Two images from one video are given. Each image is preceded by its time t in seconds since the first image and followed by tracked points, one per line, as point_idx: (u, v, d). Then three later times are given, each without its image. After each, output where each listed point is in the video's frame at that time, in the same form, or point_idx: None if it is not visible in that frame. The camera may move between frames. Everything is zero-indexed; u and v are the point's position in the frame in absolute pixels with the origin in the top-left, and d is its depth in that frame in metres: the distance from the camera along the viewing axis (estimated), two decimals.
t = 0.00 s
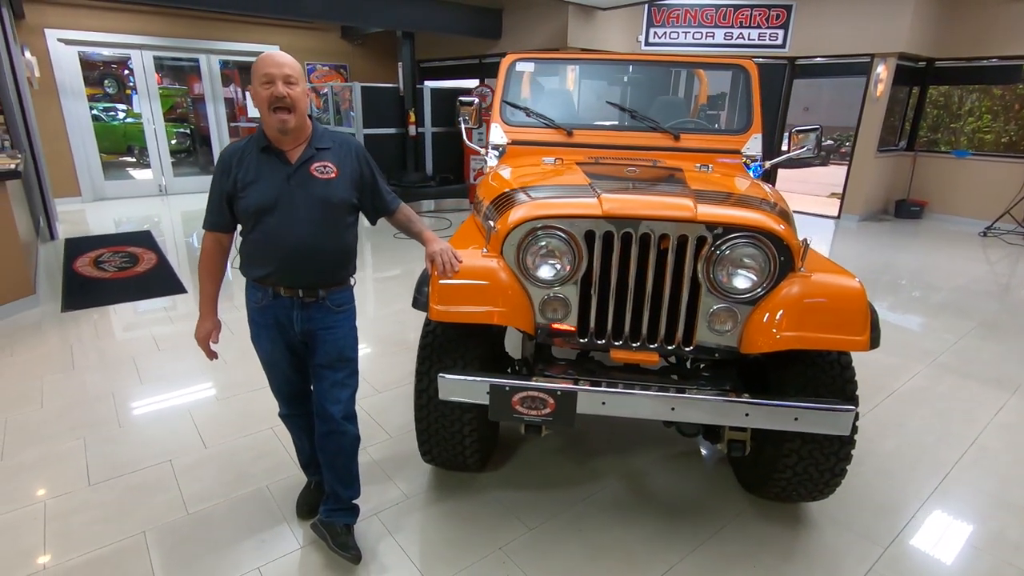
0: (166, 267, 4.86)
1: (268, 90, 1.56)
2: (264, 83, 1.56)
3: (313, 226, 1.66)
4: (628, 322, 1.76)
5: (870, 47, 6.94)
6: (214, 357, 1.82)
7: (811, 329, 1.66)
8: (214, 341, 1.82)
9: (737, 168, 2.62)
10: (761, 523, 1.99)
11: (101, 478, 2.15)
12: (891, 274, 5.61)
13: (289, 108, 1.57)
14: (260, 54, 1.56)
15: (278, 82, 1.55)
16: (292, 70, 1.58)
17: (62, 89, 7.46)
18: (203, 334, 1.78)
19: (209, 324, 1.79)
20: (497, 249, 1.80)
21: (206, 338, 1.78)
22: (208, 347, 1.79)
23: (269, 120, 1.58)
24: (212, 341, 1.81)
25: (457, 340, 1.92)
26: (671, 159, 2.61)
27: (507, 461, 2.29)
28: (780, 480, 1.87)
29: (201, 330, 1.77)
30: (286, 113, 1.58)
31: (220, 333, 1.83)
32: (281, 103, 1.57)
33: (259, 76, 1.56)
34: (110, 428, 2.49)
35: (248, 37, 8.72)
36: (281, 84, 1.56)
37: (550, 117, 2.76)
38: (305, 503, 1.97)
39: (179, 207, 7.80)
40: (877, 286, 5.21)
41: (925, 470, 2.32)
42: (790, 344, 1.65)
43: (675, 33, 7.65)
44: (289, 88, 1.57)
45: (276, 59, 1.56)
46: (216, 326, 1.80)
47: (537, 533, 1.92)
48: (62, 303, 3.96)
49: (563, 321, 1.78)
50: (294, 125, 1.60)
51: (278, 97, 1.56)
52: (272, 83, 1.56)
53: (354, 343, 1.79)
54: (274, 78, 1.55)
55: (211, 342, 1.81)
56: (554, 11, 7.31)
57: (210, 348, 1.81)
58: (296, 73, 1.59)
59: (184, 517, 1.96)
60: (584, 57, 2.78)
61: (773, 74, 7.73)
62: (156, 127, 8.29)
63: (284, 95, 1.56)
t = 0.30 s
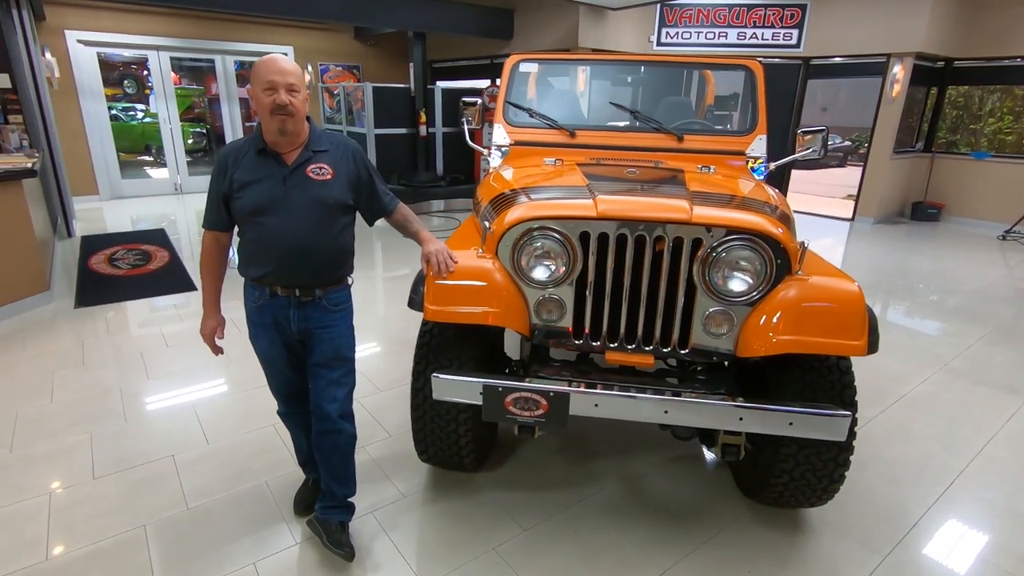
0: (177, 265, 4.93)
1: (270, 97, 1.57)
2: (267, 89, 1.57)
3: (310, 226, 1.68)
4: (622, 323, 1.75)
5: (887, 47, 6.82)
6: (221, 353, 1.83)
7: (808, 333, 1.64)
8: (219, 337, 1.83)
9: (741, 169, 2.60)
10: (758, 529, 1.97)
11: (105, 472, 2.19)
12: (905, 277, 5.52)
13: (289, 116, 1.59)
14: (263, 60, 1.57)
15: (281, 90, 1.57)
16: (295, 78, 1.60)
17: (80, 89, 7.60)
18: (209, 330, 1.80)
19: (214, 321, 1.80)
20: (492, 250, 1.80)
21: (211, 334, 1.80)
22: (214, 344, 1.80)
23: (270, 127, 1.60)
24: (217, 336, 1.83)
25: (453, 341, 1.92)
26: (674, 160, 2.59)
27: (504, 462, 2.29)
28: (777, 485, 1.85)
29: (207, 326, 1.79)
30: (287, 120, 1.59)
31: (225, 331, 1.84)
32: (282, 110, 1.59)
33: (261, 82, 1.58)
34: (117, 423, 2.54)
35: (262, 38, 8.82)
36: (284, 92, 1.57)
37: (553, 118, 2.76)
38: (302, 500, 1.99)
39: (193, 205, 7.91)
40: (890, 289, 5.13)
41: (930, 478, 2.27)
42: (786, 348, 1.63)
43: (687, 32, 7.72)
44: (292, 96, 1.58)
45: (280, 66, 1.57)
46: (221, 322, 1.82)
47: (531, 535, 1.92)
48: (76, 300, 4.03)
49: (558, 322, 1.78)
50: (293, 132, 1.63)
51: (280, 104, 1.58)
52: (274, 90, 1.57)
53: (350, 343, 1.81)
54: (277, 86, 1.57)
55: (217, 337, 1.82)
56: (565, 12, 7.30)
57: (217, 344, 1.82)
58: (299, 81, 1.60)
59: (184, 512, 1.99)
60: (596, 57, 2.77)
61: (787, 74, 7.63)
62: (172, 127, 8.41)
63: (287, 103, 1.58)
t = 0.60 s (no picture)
0: (187, 263, 5.00)
1: (261, 95, 1.61)
2: (258, 88, 1.61)
3: (306, 227, 1.71)
4: (615, 326, 1.76)
5: (900, 47, 6.73)
6: (209, 350, 1.88)
7: (799, 336, 1.63)
8: (209, 335, 1.87)
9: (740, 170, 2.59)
10: (752, 532, 1.97)
11: (108, 466, 2.24)
12: (915, 281, 5.45)
13: (281, 112, 1.62)
14: (255, 60, 1.61)
15: (271, 87, 1.60)
16: (285, 75, 1.62)
17: (96, 89, 7.73)
18: (200, 328, 1.84)
19: (205, 319, 1.84)
20: (486, 251, 1.82)
21: (201, 331, 1.84)
22: (204, 341, 1.85)
23: (263, 124, 1.63)
24: (207, 334, 1.87)
25: (448, 340, 1.95)
26: (673, 161, 2.59)
27: (500, 462, 2.30)
28: (770, 489, 1.85)
29: (197, 324, 1.83)
30: (278, 116, 1.62)
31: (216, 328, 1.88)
32: (274, 107, 1.62)
33: (254, 81, 1.61)
34: (122, 418, 2.59)
35: (274, 39, 8.92)
36: (274, 89, 1.60)
37: (554, 120, 2.76)
38: (298, 496, 2.02)
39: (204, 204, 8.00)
40: (900, 293, 5.06)
41: (931, 484, 2.24)
42: (777, 352, 1.63)
43: (697, 33, 7.65)
44: (282, 93, 1.61)
45: (270, 64, 1.61)
46: (212, 321, 1.86)
47: (524, 534, 1.93)
48: (87, 297, 4.11)
49: (551, 323, 1.79)
50: (286, 128, 1.65)
51: (271, 101, 1.61)
52: (265, 88, 1.60)
53: (346, 342, 1.83)
54: (267, 83, 1.60)
55: (207, 335, 1.86)
56: (573, 12, 7.29)
57: (207, 341, 1.86)
58: (290, 78, 1.63)
59: (183, 506, 2.03)
60: (606, 59, 2.76)
61: (799, 75, 7.55)
62: (186, 127, 8.53)
63: (277, 99, 1.61)
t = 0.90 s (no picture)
0: (199, 261, 5.09)
1: (264, 94, 1.64)
2: (261, 87, 1.64)
3: (308, 226, 1.73)
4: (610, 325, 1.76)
5: (916, 47, 6.64)
6: (219, 346, 1.91)
7: (795, 337, 1.63)
8: (218, 331, 1.90)
9: (744, 172, 2.58)
10: (748, 534, 1.96)
11: (116, 458, 2.29)
12: (929, 284, 5.37)
13: (283, 112, 1.65)
14: (257, 60, 1.64)
15: (273, 86, 1.63)
16: (287, 74, 1.65)
17: (114, 89, 7.87)
18: (208, 325, 1.87)
19: (213, 316, 1.87)
20: (483, 249, 1.83)
21: (210, 328, 1.87)
22: (213, 337, 1.88)
23: (266, 122, 1.66)
24: (216, 331, 1.90)
25: (446, 338, 1.97)
26: (676, 162, 2.59)
27: (499, 460, 2.31)
28: (766, 491, 1.84)
29: (206, 321, 1.86)
30: (281, 115, 1.65)
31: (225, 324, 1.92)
32: (276, 106, 1.65)
33: (256, 81, 1.64)
34: (131, 411, 2.65)
35: (289, 40, 9.03)
36: (276, 88, 1.63)
37: (557, 119, 2.77)
38: (298, 490, 2.05)
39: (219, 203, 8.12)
40: (912, 296, 5.00)
41: (933, 489, 2.22)
42: (772, 353, 1.63)
43: (709, 33, 7.62)
44: (284, 92, 1.64)
45: (272, 64, 1.64)
46: (220, 317, 1.89)
47: (519, 531, 1.94)
48: (102, 293, 4.20)
49: (547, 322, 1.80)
50: (288, 126, 1.68)
51: (274, 100, 1.64)
52: (267, 87, 1.63)
53: (345, 339, 1.86)
54: (269, 83, 1.63)
55: (216, 331, 1.89)
56: (585, 13, 7.29)
57: (216, 338, 1.89)
58: (292, 77, 1.66)
59: (186, 498, 2.07)
60: (617, 58, 2.74)
61: (812, 76, 7.53)
62: (201, 126, 8.67)
63: (279, 98, 1.64)
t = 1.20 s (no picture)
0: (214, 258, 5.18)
1: (270, 95, 1.66)
2: (267, 88, 1.66)
3: (311, 223, 1.76)
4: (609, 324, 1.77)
5: (937, 46, 6.51)
6: (222, 340, 1.94)
7: (793, 339, 1.62)
8: (222, 326, 1.94)
9: (749, 172, 2.57)
10: (747, 536, 1.95)
11: (127, 448, 2.35)
12: (946, 288, 5.27)
13: (289, 112, 1.68)
14: (263, 61, 1.66)
15: (279, 87, 1.65)
16: (292, 75, 1.68)
17: (135, 89, 8.03)
18: (213, 319, 1.91)
19: (218, 310, 1.91)
20: (483, 248, 1.84)
21: (214, 322, 1.91)
22: (217, 332, 1.91)
23: (272, 123, 1.69)
24: (220, 324, 1.94)
25: (447, 336, 1.98)
26: (682, 162, 2.58)
27: (500, 458, 2.33)
28: (765, 493, 1.83)
29: (210, 315, 1.90)
30: (287, 115, 1.68)
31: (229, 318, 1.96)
32: (282, 106, 1.67)
33: (262, 82, 1.67)
34: (142, 403, 2.71)
35: (305, 41, 9.12)
36: (282, 89, 1.66)
37: (564, 119, 2.78)
38: (301, 484, 2.09)
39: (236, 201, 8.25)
40: (928, 299, 4.91)
41: (940, 496, 2.18)
42: (771, 354, 1.62)
43: (724, 32, 7.55)
44: (290, 93, 1.66)
45: (278, 65, 1.66)
46: (225, 311, 1.93)
47: (517, 529, 1.95)
48: (119, 288, 4.30)
49: (546, 321, 1.81)
50: (294, 127, 1.71)
51: (280, 101, 1.66)
52: (273, 88, 1.66)
53: (348, 335, 1.88)
54: (275, 84, 1.65)
55: (220, 325, 1.93)
56: (599, 13, 7.27)
57: (219, 332, 1.93)
58: (297, 78, 1.69)
59: (192, 489, 2.12)
60: (629, 58, 2.75)
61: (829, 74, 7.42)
62: (219, 125, 8.81)
63: (286, 99, 1.66)
